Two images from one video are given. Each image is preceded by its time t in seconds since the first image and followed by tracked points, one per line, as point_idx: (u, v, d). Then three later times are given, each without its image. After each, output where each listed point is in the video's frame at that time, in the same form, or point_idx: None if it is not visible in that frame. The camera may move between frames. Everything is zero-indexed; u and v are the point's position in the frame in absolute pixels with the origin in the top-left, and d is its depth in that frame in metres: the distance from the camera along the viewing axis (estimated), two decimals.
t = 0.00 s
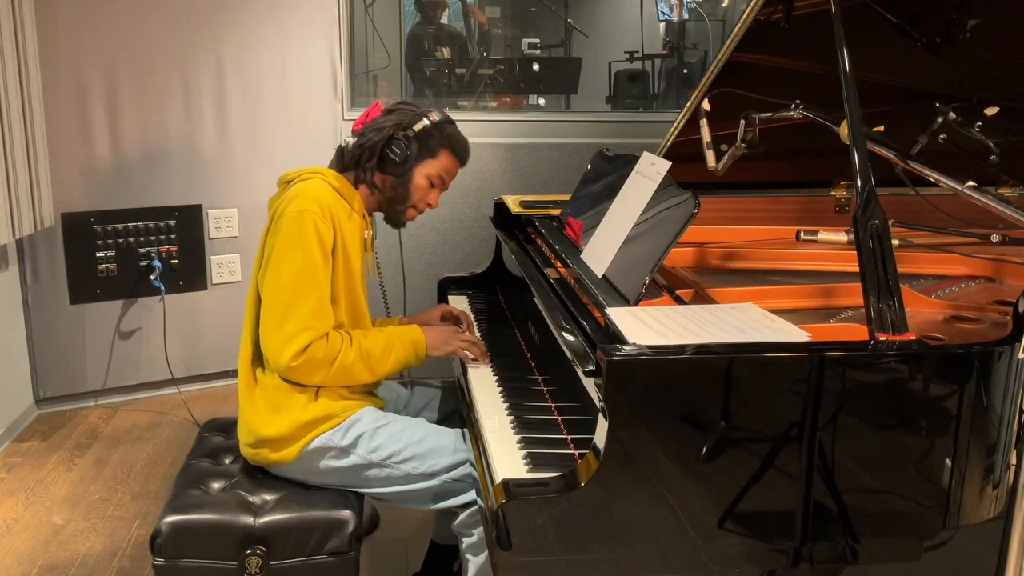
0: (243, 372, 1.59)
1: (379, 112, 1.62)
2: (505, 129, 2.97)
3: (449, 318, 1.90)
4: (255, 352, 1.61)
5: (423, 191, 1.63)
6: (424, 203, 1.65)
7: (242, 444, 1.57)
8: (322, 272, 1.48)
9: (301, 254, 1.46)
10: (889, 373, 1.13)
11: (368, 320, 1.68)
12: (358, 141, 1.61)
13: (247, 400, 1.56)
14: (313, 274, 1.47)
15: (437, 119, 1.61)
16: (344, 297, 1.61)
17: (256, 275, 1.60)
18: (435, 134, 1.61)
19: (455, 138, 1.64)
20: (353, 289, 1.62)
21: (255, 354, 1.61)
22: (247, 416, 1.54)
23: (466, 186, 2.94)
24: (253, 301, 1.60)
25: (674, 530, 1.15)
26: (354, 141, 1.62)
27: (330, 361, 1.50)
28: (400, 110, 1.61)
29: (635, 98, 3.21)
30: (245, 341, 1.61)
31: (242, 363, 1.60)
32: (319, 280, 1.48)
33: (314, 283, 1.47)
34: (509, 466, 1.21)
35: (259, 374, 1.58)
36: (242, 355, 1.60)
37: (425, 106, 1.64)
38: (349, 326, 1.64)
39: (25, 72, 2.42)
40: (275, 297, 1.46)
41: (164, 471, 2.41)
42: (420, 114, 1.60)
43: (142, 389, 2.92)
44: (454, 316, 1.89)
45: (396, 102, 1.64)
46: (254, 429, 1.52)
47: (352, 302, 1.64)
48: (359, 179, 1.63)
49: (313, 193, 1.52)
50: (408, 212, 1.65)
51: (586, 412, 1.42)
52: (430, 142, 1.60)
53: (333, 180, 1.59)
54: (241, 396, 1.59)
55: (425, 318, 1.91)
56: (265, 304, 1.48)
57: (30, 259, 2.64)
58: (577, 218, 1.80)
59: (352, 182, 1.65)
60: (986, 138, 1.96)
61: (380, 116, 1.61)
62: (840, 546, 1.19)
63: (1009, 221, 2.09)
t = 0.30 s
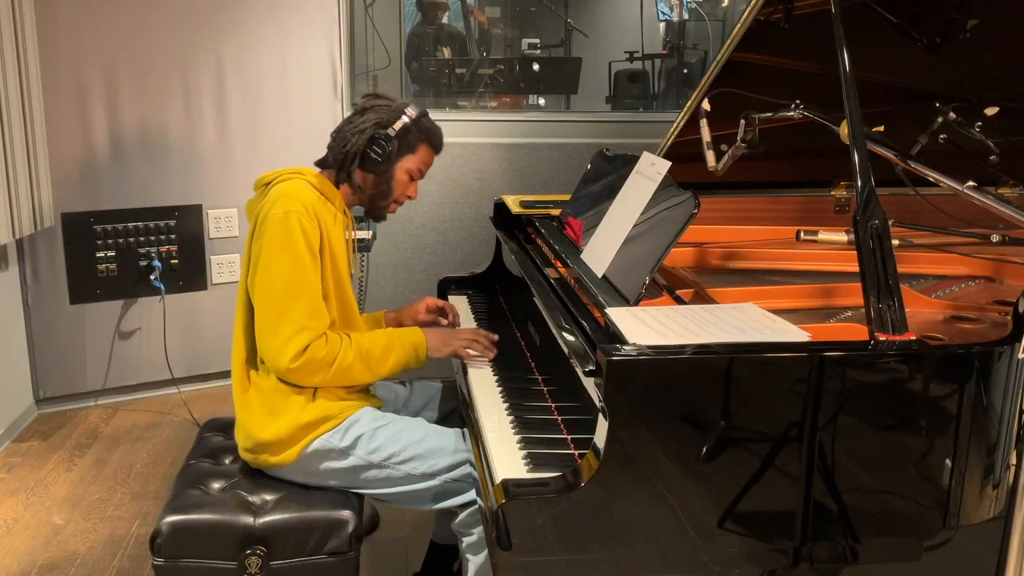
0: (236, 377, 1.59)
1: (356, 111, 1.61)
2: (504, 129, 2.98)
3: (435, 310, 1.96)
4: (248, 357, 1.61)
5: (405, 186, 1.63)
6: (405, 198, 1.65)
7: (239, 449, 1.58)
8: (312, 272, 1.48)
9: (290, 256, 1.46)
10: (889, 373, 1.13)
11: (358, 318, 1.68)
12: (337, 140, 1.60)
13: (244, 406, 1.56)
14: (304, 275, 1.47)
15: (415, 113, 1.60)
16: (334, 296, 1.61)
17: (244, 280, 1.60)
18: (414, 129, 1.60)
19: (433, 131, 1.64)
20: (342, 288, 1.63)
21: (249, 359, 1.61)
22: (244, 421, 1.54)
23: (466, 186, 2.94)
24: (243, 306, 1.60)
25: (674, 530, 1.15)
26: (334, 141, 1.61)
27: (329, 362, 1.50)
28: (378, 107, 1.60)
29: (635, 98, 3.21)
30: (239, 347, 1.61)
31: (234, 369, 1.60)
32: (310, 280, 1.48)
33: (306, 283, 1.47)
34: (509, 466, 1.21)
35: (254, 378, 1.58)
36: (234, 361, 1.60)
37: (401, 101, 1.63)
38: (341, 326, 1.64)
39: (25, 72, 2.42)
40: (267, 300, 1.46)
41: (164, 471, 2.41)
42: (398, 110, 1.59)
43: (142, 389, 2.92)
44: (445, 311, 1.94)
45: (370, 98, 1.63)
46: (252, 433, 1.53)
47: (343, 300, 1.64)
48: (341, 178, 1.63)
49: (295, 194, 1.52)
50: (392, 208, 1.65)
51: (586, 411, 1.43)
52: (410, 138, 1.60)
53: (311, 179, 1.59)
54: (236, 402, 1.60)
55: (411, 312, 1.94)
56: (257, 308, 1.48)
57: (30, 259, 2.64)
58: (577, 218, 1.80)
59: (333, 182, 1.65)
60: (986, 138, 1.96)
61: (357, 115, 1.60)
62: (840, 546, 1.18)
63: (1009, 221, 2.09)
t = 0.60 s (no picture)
0: (235, 380, 1.59)
1: (344, 107, 1.59)
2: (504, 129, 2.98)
3: (432, 306, 1.96)
4: (247, 359, 1.61)
5: (396, 181, 1.63)
6: (397, 193, 1.65)
7: (240, 451, 1.58)
8: (308, 270, 1.48)
9: (285, 254, 1.46)
10: (889, 373, 1.13)
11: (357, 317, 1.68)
12: (327, 136, 1.59)
13: (243, 408, 1.56)
14: (302, 274, 1.47)
15: (405, 108, 1.60)
16: (331, 295, 1.61)
17: (241, 282, 1.60)
18: (404, 124, 1.60)
19: (423, 126, 1.64)
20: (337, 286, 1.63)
21: (248, 360, 1.61)
22: (244, 423, 1.54)
23: (466, 186, 2.94)
24: (241, 308, 1.60)
25: (674, 530, 1.15)
26: (323, 137, 1.59)
27: (331, 361, 1.50)
28: (366, 102, 1.59)
29: (635, 98, 3.21)
30: (237, 349, 1.61)
31: (234, 372, 1.60)
32: (308, 279, 1.48)
33: (302, 282, 1.47)
34: (509, 466, 1.21)
35: (253, 378, 1.58)
36: (233, 363, 1.60)
37: (390, 96, 1.62)
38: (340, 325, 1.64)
39: (25, 71, 2.42)
40: (264, 301, 1.46)
41: (164, 471, 2.41)
42: (387, 104, 1.59)
43: (142, 389, 2.92)
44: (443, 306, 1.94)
45: (358, 94, 1.62)
46: (252, 435, 1.53)
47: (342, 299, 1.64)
48: (331, 174, 1.62)
49: (287, 192, 1.52)
50: (383, 203, 1.66)
51: (586, 412, 1.43)
52: (399, 132, 1.59)
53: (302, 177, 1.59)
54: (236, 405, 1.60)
55: (409, 309, 1.95)
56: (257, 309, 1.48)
57: (30, 259, 2.64)
58: (577, 218, 1.80)
59: (324, 178, 1.64)
60: (986, 138, 1.96)
61: (346, 110, 1.59)
62: (840, 546, 1.19)
63: (1008, 221, 2.09)
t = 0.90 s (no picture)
0: (237, 379, 1.59)
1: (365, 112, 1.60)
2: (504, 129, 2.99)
3: (438, 315, 1.96)
4: (249, 358, 1.61)
5: (408, 192, 1.63)
6: (409, 203, 1.65)
7: (239, 449, 1.58)
8: (316, 273, 1.48)
9: (293, 257, 1.46)
10: (889, 373, 1.13)
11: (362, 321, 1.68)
12: (343, 140, 1.60)
13: (245, 408, 1.56)
14: (310, 276, 1.47)
15: (424, 120, 1.60)
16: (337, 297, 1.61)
17: (247, 281, 1.60)
18: (422, 135, 1.60)
19: (442, 139, 1.63)
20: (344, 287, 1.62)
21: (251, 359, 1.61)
22: (245, 422, 1.54)
23: (466, 186, 2.94)
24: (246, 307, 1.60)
25: (674, 530, 1.15)
26: (339, 140, 1.61)
27: (340, 362, 1.51)
28: (386, 110, 1.59)
29: (635, 98, 3.21)
30: (240, 348, 1.60)
31: (237, 370, 1.60)
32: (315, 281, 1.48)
33: (310, 285, 1.47)
34: (509, 466, 1.21)
35: (255, 378, 1.58)
36: (236, 361, 1.60)
37: (413, 105, 1.62)
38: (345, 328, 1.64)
39: (25, 71, 2.42)
40: (273, 302, 1.46)
41: (164, 471, 2.41)
42: (406, 114, 1.59)
43: (142, 389, 2.92)
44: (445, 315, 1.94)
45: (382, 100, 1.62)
46: (252, 434, 1.53)
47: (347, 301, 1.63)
48: (343, 178, 1.63)
49: (298, 194, 1.52)
50: (394, 212, 1.66)
51: (586, 411, 1.43)
52: (416, 143, 1.60)
53: (317, 180, 1.59)
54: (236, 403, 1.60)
55: (414, 317, 1.95)
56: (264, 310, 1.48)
57: (30, 259, 2.64)
58: (577, 218, 1.80)
59: (338, 181, 1.65)
60: (986, 138, 1.96)
61: (366, 116, 1.60)
62: (840, 546, 1.19)
63: (1008, 221, 2.09)
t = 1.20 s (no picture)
0: (241, 375, 1.59)
1: (397, 123, 1.59)
2: (504, 129, 3.00)
3: (453, 325, 1.89)
4: (254, 356, 1.61)
5: (431, 208, 1.63)
6: (429, 218, 1.65)
7: (240, 446, 1.58)
8: (325, 278, 1.48)
9: (303, 260, 1.46)
10: (889, 373, 1.13)
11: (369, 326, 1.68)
12: (373, 152, 1.60)
13: (246, 405, 1.56)
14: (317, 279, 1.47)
15: (454, 139, 1.59)
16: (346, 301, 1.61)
17: (257, 278, 1.60)
18: (451, 154, 1.60)
19: (469, 158, 1.63)
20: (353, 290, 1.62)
21: (256, 357, 1.61)
22: (246, 419, 1.54)
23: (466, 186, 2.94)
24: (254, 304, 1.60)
25: (674, 530, 1.15)
26: (369, 151, 1.61)
27: (339, 366, 1.50)
28: (418, 124, 1.59)
29: (635, 98, 3.22)
30: (245, 345, 1.61)
31: (241, 366, 1.60)
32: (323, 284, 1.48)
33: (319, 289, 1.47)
34: (509, 466, 1.21)
35: (259, 376, 1.59)
36: (240, 357, 1.60)
37: (444, 121, 1.62)
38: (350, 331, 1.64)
39: (25, 71, 2.42)
40: (278, 302, 1.46)
41: (164, 471, 2.41)
42: (438, 131, 1.58)
43: (142, 389, 2.92)
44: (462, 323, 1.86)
45: (415, 112, 1.62)
46: (253, 432, 1.52)
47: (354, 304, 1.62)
48: (369, 189, 1.63)
49: (316, 197, 1.53)
50: (413, 225, 1.65)
51: (586, 411, 1.43)
52: (444, 162, 1.59)
53: (339, 184, 1.59)
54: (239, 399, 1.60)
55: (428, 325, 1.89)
56: (270, 309, 1.48)
57: (30, 259, 2.63)
58: (577, 217, 1.80)
59: (362, 191, 1.65)
60: (986, 138, 1.96)
61: (397, 128, 1.59)
62: (840, 546, 1.18)
63: (1009, 220, 2.09)
